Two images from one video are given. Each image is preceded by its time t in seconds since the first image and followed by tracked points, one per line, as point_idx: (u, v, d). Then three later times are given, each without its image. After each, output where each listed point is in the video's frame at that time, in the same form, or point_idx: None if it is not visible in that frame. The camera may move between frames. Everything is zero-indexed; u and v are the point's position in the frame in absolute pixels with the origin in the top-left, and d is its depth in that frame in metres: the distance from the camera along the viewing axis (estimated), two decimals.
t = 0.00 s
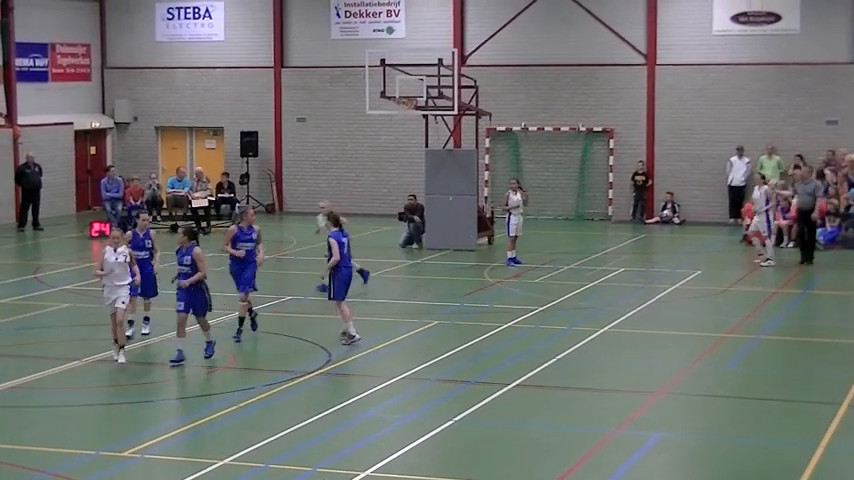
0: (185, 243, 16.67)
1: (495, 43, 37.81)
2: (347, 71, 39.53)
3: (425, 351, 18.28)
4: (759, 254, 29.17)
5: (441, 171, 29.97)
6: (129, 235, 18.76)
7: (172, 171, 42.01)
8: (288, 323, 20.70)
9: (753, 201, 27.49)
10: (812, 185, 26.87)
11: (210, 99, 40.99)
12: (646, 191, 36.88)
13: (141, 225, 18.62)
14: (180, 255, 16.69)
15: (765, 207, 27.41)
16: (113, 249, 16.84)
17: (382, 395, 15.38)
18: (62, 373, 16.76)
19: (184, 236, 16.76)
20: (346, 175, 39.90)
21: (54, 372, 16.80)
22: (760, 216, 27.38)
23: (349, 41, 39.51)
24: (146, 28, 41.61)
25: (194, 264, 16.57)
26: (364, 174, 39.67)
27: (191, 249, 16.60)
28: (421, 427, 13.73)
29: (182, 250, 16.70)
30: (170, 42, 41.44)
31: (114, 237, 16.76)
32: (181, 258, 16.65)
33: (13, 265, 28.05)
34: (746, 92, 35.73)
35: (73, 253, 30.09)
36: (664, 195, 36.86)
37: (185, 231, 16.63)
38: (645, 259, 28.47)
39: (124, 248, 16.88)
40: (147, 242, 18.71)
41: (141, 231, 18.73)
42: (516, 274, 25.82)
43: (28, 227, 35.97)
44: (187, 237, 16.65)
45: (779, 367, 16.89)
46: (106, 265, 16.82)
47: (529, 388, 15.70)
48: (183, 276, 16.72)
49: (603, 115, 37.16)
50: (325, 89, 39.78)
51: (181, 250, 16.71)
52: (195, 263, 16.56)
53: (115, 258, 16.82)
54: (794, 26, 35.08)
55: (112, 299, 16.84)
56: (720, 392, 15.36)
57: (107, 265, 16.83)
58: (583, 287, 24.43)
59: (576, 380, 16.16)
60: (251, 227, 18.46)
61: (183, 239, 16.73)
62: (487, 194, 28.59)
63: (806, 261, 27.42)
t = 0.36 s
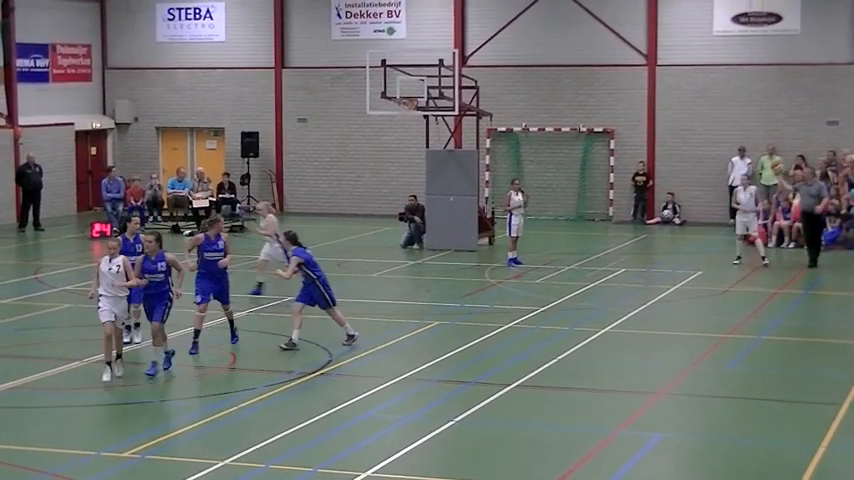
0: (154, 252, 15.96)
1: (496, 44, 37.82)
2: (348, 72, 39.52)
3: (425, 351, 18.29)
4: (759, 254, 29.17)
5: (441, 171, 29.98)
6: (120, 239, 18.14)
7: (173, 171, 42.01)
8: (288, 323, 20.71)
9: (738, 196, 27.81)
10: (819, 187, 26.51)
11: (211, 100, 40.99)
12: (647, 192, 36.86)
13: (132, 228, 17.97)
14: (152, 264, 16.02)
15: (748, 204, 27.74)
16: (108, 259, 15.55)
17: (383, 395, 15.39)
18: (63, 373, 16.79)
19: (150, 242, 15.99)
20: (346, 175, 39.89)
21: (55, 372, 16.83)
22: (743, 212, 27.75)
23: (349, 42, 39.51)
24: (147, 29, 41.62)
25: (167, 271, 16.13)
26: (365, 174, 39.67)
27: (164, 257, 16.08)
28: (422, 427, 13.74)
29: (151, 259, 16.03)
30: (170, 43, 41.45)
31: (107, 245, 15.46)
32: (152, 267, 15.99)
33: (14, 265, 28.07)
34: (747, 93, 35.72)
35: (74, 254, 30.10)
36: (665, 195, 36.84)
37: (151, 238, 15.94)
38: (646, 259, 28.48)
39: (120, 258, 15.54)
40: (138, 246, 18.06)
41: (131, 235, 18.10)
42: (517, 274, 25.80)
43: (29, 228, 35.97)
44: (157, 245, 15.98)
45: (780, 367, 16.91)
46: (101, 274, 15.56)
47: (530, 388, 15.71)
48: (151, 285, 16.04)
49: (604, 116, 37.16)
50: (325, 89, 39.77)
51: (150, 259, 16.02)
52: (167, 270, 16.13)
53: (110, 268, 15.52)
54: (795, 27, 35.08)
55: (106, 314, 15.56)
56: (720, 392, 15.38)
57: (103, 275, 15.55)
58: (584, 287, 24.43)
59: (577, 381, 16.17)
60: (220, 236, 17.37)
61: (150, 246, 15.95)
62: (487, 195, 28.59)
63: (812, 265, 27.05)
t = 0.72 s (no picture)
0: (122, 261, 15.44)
1: (496, 44, 37.83)
2: (348, 72, 39.52)
3: (425, 351, 18.30)
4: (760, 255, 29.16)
5: (442, 171, 29.97)
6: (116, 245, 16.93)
7: (173, 171, 42.00)
8: (288, 324, 20.73)
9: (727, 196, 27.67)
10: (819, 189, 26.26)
11: (211, 100, 40.99)
12: (647, 192, 36.84)
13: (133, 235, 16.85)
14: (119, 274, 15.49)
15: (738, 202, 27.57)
16: (108, 270, 14.82)
17: (383, 395, 15.41)
18: (63, 373, 16.79)
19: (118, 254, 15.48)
20: (347, 176, 39.89)
21: (56, 372, 16.84)
22: (734, 210, 27.59)
23: (350, 42, 39.51)
24: (147, 29, 41.62)
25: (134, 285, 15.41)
26: (365, 174, 39.66)
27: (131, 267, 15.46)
28: (423, 427, 13.75)
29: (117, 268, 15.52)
30: (170, 43, 41.46)
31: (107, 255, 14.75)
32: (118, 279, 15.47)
33: (14, 265, 28.09)
34: (748, 93, 35.71)
35: (73, 254, 30.09)
36: (665, 195, 36.83)
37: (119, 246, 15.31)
38: (646, 259, 28.47)
39: (121, 268, 14.86)
40: (136, 252, 17.00)
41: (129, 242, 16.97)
42: (517, 274, 25.80)
43: (29, 228, 35.97)
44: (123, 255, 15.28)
45: (780, 367, 16.92)
46: (101, 287, 14.80)
47: (530, 388, 15.73)
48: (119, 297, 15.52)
49: (604, 116, 37.16)
50: (326, 90, 39.77)
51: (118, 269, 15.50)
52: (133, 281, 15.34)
53: (112, 280, 14.82)
54: (795, 27, 35.07)
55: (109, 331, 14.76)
56: (720, 392, 15.39)
57: (102, 287, 14.80)
58: (584, 288, 24.44)
59: (576, 380, 16.18)
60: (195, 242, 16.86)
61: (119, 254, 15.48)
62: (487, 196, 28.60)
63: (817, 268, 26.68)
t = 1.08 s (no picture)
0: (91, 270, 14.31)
1: (497, 44, 37.82)
2: (348, 71, 39.52)
3: (424, 351, 18.28)
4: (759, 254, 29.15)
5: (442, 171, 29.95)
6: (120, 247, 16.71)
7: (173, 171, 41.99)
8: (287, 323, 20.72)
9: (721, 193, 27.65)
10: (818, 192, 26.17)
11: (212, 100, 40.99)
12: (648, 192, 36.84)
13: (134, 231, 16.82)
14: (88, 282, 14.27)
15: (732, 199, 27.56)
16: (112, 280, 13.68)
17: (383, 395, 15.39)
18: (63, 373, 16.77)
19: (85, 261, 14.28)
20: (347, 175, 39.89)
21: (54, 372, 16.81)
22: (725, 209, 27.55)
23: (350, 41, 39.50)
24: (148, 29, 41.62)
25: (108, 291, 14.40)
26: (365, 174, 39.65)
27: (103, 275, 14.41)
28: (423, 427, 13.74)
29: (88, 275, 14.33)
30: (171, 42, 41.45)
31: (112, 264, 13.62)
32: (88, 285, 14.25)
33: (14, 265, 28.10)
34: (748, 93, 35.70)
35: (74, 253, 30.10)
36: (665, 195, 36.83)
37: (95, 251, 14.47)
38: (646, 259, 28.45)
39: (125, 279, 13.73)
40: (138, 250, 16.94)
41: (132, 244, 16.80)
42: (518, 274, 25.79)
43: (30, 227, 35.98)
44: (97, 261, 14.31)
45: (780, 367, 16.90)
46: (104, 298, 13.64)
47: (530, 388, 15.71)
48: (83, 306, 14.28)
49: (605, 116, 37.16)
50: (326, 89, 39.77)
51: (86, 276, 14.30)
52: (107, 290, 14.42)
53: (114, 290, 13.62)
54: (795, 27, 35.07)
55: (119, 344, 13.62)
56: (720, 392, 15.37)
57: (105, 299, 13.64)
58: (584, 287, 24.45)
59: (576, 380, 16.16)
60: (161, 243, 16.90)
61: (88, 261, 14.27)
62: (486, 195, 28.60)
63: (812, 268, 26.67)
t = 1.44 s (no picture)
0: (67, 277, 13.44)
1: (496, 43, 37.81)
2: (348, 71, 39.51)
3: (423, 351, 18.26)
4: (759, 254, 29.13)
5: (441, 171, 29.95)
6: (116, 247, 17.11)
7: (173, 170, 41.99)
8: (287, 323, 20.72)
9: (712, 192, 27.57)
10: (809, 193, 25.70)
11: (212, 99, 41.00)
12: (648, 192, 36.84)
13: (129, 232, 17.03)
14: (63, 292, 13.43)
15: (723, 199, 27.48)
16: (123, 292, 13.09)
17: (382, 395, 15.36)
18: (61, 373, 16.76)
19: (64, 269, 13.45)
20: (347, 175, 39.88)
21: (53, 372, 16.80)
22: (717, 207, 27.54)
23: (350, 41, 39.50)
24: (148, 29, 41.62)
25: (83, 300, 13.46)
26: (366, 174, 39.64)
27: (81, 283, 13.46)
28: (423, 427, 13.72)
29: (64, 284, 13.47)
30: (171, 42, 41.44)
31: (122, 274, 13.05)
32: (63, 296, 13.41)
33: (14, 265, 28.09)
34: (748, 92, 35.69)
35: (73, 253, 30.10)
36: (665, 195, 36.84)
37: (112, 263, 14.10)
38: (646, 259, 28.44)
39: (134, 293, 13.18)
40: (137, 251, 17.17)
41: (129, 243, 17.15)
42: (518, 273, 25.78)
43: (29, 227, 35.99)
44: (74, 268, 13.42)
45: (780, 368, 16.88)
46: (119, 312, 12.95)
47: (529, 388, 15.70)
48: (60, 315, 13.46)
49: (605, 116, 37.16)
50: (325, 89, 39.77)
51: (62, 285, 13.45)
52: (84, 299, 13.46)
53: (127, 303, 13.03)
54: (795, 27, 35.06)
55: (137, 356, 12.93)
56: (720, 392, 15.36)
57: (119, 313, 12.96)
58: (584, 287, 24.43)
59: (576, 380, 16.14)
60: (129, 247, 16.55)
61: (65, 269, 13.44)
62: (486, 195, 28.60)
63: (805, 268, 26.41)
